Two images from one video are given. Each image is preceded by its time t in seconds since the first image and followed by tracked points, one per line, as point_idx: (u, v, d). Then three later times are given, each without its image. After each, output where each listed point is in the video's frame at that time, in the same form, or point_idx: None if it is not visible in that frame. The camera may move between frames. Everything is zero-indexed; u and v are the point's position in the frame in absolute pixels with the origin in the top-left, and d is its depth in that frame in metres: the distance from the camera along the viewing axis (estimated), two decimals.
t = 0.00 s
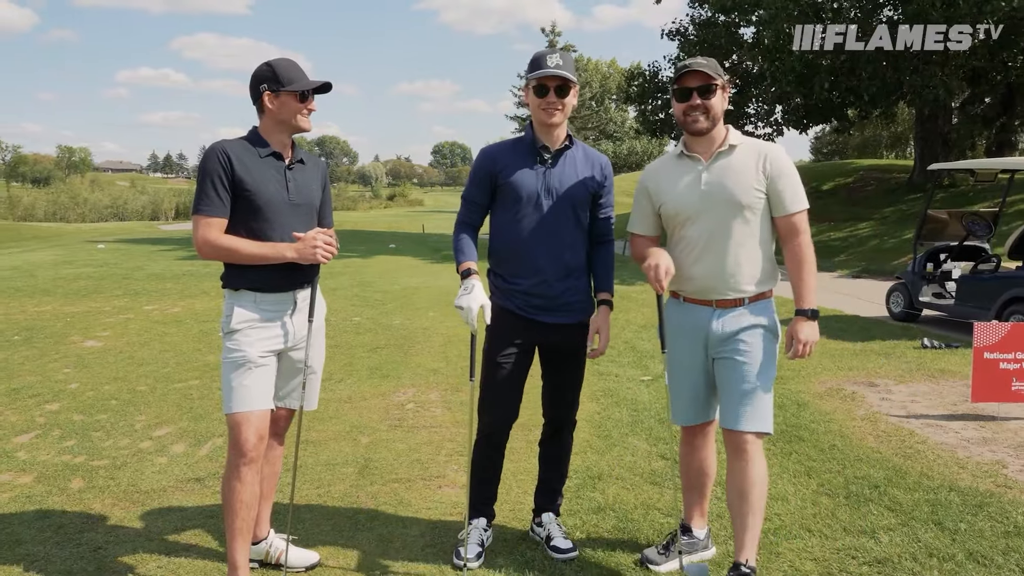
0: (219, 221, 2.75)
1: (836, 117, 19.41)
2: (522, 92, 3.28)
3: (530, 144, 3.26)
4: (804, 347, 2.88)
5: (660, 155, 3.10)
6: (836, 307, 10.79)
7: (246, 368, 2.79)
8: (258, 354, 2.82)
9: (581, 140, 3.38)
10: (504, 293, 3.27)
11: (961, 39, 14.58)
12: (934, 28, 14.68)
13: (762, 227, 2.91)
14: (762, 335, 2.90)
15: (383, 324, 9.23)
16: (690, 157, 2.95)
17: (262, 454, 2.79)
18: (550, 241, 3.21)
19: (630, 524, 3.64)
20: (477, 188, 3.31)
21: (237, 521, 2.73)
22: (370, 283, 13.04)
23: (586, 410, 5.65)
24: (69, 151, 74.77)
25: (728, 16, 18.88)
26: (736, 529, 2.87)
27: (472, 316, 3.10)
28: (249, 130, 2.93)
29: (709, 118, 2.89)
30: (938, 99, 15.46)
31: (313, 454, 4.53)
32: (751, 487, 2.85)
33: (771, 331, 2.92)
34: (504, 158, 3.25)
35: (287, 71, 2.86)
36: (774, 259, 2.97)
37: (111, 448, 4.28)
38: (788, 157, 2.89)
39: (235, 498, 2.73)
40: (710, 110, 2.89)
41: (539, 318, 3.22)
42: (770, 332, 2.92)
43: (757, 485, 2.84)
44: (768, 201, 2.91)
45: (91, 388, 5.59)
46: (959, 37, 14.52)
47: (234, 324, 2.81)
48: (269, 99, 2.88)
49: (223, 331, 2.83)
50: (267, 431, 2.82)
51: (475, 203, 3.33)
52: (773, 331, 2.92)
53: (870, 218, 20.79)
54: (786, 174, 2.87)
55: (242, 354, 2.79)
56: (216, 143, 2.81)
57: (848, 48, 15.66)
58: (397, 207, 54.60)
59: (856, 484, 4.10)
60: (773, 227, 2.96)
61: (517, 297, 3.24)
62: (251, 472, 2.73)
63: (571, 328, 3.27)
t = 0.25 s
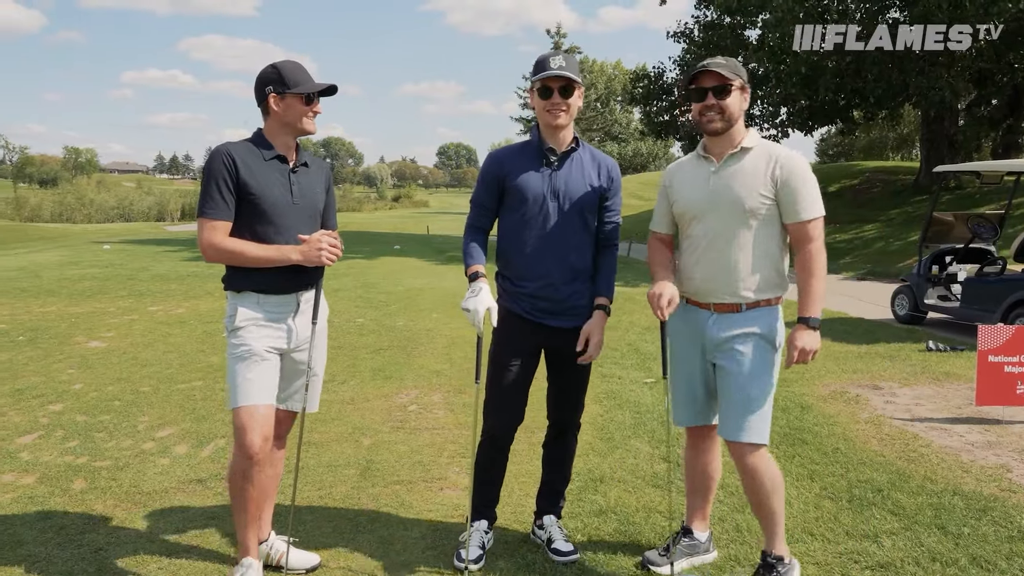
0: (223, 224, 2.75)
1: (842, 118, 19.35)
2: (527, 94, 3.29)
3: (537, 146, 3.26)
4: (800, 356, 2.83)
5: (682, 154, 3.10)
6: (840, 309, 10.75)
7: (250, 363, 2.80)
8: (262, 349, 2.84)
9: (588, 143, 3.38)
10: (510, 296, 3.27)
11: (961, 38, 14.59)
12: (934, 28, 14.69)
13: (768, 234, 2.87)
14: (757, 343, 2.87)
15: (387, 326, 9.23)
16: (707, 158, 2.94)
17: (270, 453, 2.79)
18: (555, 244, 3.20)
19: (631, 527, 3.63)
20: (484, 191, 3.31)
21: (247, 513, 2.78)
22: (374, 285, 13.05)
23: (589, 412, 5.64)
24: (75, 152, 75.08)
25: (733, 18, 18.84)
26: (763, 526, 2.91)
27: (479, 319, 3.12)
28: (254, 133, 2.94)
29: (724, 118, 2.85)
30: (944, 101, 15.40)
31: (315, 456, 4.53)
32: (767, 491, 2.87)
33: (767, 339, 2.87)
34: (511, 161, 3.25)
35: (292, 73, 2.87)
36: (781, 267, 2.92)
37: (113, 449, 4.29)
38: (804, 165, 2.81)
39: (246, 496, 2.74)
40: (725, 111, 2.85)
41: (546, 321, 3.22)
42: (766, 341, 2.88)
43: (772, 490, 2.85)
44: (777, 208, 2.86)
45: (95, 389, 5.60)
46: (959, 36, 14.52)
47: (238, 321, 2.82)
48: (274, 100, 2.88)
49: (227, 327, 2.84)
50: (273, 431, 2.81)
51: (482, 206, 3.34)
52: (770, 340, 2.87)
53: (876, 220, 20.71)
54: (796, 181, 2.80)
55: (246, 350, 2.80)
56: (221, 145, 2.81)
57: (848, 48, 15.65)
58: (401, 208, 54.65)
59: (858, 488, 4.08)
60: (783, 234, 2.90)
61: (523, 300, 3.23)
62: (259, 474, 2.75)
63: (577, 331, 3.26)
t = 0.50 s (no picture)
0: (227, 228, 2.75)
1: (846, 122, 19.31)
2: (530, 99, 3.30)
3: (543, 151, 3.26)
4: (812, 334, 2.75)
5: (718, 153, 3.08)
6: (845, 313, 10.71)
7: (260, 380, 2.81)
8: (269, 365, 2.85)
9: (593, 148, 3.38)
10: (516, 300, 3.27)
11: (961, 39, 14.77)
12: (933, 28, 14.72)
13: (789, 236, 2.82)
14: (770, 355, 2.83)
15: (390, 329, 9.24)
16: (737, 157, 2.93)
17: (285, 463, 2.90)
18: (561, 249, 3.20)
19: (634, 532, 3.62)
20: (490, 196, 3.32)
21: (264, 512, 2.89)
22: (378, 289, 13.06)
23: (592, 416, 5.63)
24: (82, 156, 75.50)
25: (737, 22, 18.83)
26: (774, 534, 2.97)
27: (484, 324, 3.13)
28: (255, 134, 2.94)
29: (754, 116, 2.80)
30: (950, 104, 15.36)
31: (317, 459, 4.53)
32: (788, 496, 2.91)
33: (781, 351, 2.82)
34: (516, 165, 3.25)
35: (294, 75, 2.87)
36: (805, 271, 2.85)
37: (117, 452, 4.30)
38: (836, 170, 2.74)
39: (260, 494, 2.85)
40: (756, 108, 2.79)
41: (552, 325, 3.22)
42: (779, 352, 2.83)
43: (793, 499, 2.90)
44: (802, 212, 2.80)
45: (99, 393, 5.62)
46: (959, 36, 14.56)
47: (244, 335, 2.81)
48: (277, 102, 2.89)
49: (233, 343, 2.83)
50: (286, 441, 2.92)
51: (487, 211, 3.34)
52: (784, 351, 2.82)
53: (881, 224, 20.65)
54: (821, 183, 2.75)
55: (255, 367, 2.81)
56: (223, 148, 2.82)
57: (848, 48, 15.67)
58: (406, 212, 54.75)
59: (863, 493, 4.06)
60: (808, 238, 2.84)
61: (528, 305, 3.23)
62: (274, 480, 2.85)
63: (583, 335, 3.26)
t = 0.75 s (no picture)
0: (227, 227, 2.76)
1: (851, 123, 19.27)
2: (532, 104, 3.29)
3: (546, 152, 3.25)
4: (833, 322, 2.77)
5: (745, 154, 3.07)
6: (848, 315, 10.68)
7: (262, 378, 2.83)
8: (269, 365, 2.86)
9: (597, 149, 3.38)
10: (518, 301, 3.26)
11: (961, 39, 14.71)
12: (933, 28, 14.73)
13: (814, 243, 2.80)
14: (795, 362, 2.83)
15: (393, 330, 9.24)
16: (764, 160, 2.91)
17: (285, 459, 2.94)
18: (564, 250, 3.20)
19: (635, 533, 3.62)
20: (492, 197, 3.31)
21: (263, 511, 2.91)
22: (381, 289, 13.07)
23: (594, 417, 5.62)
24: (87, 157, 75.77)
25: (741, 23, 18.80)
26: (784, 535, 2.97)
27: (486, 326, 3.13)
28: (251, 128, 2.94)
29: (778, 120, 2.79)
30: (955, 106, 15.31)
31: (319, 460, 4.54)
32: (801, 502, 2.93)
33: (806, 359, 2.82)
34: (519, 166, 3.24)
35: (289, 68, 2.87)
36: (831, 278, 2.82)
37: (118, 453, 4.32)
38: (866, 175, 2.69)
39: (259, 493, 2.88)
40: (782, 111, 2.78)
41: (555, 325, 3.21)
42: (805, 361, 2.82)
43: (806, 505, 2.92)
44: (829, 219, 2.77)
45: (101, 393, 5.63)
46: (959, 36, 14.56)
47: (247, 332, 2.83)
48: (271, 96, 2.89)
49: (235, 339, 2.84)
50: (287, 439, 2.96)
51: (490, 211, 3.34)
52: (809, 359, 2.82)
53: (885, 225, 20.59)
54: (846, 188, 2.71)
55: (257, 365, 2.83)
56: (220, 145, 2.81)
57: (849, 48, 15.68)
58: (409, 213, 54.81)
59: (864, 495, 4.04)
60: (835, 243, 2.81)
61: (531, 305, 3.22)
62: (273, 474, 2.88)
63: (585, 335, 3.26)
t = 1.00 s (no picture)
0: (221, 227, 2.77)
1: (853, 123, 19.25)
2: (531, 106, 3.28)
3: (546, 152, 3.26)
4: (836, 340, 2.78)
5: (754, 149, 3.05)
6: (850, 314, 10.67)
7: (259, 378, 2.84)
8: (265, 364, 2.86)
9: (597, 149, 3.38)
10: (516, 301, 3.27)
11: (961, 38, 14.78)
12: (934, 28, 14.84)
13: (823, 246, 2.79)
14: (803, 366, 2.83)
15: (395, 330, 9.25)
16: (776, 158, 2.89)
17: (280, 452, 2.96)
18: (563, 250, 3.20)
19: (635, 533, 3.62)
20: (492, 196, 3.32)
21: (261, 508, 2.91)
22: (382, 289, 13.07)
23: (595, 417, 5.62)
24: (90, 156, 75.91)
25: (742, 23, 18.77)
26: (785, 536, 2.97)
27: (485, 325, 3.14)
28: (244, 125, 2.95)
29: (776, 122, 2.83)
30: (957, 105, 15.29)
31: (319, 459, 4.54)
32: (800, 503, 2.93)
33: (814, 362, 2.82)
34: (519, 166, 3.25)
35: (281, 64, 2.86)
36: (837, 282, 2.83)
37: (120, 452, 4.33)
38: (880, 180, 2.69)
39: (257, 489, 2.89)
40: (778, 113, 2.82)
41: (553, 326, 3.22)
42: (812, 363, 2.83)
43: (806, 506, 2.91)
44: (839, 221, 2.77)
45: (103, 392, 5.65)
46: (959, 36, 14.69)
47: (242, 332, 2.84)
48: (263, 92, 2.89)
49: (231, 340, 2.86)
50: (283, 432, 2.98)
51: (490, 210, 3.35)
52: (817, 362, 2.82)
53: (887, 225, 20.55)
54: (862, 193, 2.70)
55: (254, 364, 2.84)
56: (212, 144, 2.81)
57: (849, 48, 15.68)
58: (412, 213, 54.83)
59: (865, 494, 4.04)
60: (843, 248, 2.81)
61: (530, 305, 3.23)
62: (270, 467, 2.90)
63: (583, 335, 3.26)
